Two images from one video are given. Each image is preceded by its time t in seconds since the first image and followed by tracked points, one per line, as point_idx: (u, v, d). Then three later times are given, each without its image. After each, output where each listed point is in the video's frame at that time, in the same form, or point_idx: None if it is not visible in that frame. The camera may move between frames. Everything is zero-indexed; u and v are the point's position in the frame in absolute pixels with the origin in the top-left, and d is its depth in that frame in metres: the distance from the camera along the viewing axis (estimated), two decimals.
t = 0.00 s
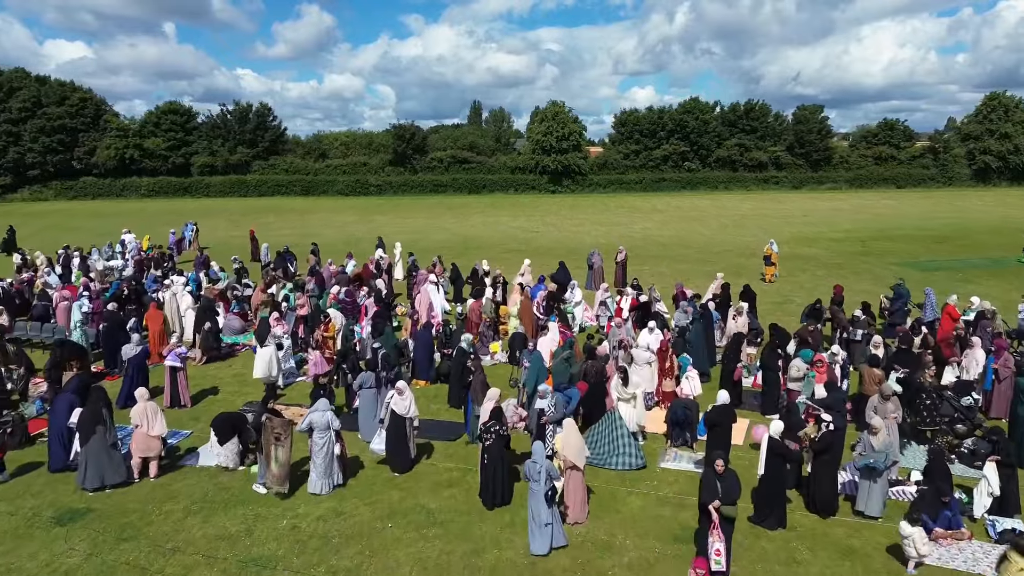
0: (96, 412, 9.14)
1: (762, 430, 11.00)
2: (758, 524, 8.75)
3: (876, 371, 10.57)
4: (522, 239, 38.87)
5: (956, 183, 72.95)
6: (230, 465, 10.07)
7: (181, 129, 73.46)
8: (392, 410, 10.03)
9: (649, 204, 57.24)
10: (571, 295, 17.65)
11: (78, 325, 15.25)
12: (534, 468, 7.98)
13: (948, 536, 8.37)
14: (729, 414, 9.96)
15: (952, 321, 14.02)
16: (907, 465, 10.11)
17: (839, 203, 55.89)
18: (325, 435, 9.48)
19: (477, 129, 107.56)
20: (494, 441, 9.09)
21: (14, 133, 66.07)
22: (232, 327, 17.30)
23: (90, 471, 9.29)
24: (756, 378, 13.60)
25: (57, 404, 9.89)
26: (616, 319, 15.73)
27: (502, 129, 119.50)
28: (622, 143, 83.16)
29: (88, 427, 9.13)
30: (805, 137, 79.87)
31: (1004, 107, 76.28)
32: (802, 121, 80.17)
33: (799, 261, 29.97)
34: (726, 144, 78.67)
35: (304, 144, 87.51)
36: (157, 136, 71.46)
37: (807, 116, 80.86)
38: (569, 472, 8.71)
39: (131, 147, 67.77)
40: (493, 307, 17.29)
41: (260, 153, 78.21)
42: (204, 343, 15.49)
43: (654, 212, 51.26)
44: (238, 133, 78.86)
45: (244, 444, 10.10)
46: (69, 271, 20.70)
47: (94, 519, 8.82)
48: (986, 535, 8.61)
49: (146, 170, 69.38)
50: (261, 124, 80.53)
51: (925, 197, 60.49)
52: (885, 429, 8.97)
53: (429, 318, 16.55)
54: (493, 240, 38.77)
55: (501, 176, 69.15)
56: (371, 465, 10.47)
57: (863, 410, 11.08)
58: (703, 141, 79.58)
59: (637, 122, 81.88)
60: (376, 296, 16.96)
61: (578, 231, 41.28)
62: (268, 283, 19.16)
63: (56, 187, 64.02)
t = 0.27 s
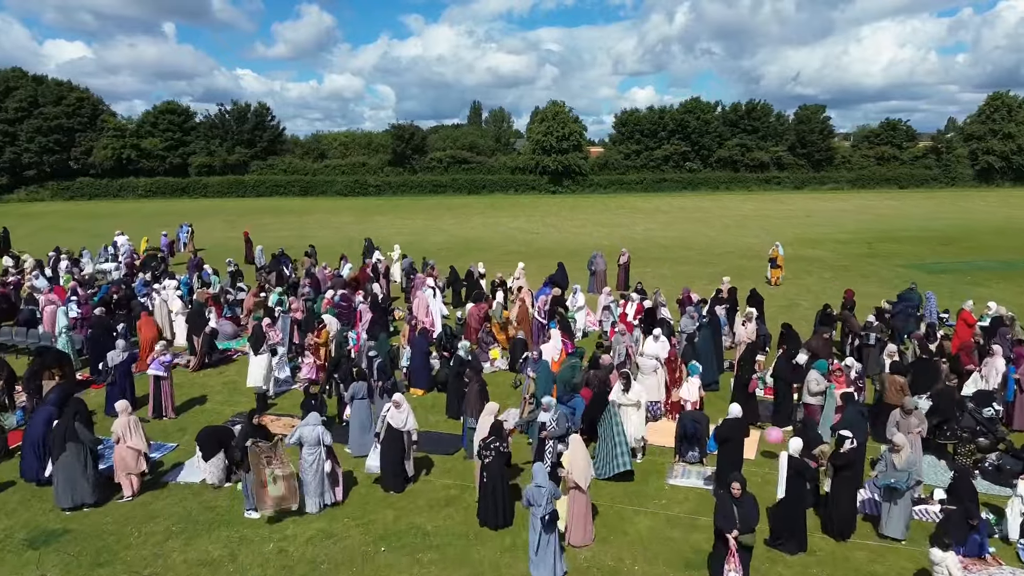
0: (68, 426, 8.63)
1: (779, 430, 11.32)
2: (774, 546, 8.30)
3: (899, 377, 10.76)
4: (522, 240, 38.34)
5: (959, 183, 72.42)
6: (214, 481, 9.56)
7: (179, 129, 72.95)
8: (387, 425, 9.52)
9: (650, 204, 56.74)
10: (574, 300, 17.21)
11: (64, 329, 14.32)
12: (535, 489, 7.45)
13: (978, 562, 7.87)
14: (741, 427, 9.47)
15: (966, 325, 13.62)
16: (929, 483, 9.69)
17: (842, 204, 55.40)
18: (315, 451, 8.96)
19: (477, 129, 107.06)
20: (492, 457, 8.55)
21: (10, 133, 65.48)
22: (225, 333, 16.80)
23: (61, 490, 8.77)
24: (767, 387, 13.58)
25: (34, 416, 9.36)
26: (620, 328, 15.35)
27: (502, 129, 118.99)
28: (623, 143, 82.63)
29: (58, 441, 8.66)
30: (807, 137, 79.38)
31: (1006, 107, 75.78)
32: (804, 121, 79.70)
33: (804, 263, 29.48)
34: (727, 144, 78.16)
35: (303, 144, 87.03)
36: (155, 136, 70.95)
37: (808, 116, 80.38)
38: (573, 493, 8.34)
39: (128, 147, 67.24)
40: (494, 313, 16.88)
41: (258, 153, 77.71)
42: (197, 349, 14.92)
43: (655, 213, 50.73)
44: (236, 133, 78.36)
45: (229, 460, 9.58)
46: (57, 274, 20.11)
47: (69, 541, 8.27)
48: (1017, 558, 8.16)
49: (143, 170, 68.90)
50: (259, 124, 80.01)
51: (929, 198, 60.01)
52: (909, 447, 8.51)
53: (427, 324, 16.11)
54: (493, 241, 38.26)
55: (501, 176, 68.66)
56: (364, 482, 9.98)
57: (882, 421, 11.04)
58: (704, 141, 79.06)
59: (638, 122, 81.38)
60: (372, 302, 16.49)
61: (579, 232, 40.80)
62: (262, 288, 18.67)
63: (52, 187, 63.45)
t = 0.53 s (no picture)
0: (55, 436, 8.26)
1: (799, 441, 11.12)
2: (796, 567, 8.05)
3: (926, 387, 10.48)
4: (528, 241, 37.92)
5: (969, 184, 71.60)
6: (209, 494, 9.21)
7: (184, 129, 72.86)
8: (391, 437, 9.18)
9: (657, 205, 56.26)
10: (582, 304, 16.88)
11: (60, 333, 13.85)
12: (542, 510, 7.34)
13: None
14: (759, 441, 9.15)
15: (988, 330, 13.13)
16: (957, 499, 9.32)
17: (851, 204, 54.79)
18: (313, 464, 8.61)
19: (482, 129, 106.70)
20: (499, 474, 8.19)
21: (15, 133, 65.38)
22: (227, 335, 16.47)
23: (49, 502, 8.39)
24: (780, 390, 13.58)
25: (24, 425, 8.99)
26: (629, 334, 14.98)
27: (507, 129, 118.61)
28: (629, 143, 82.09)
29: (45, 451, 8.28)
30: (814, 137, 78.72)
31: (1017, 106, 74.95)
32: (812, 121, 79.05)
33: (814, 265, 29.00)
34: (734, 144, 77.57)
35: (308, 144, 86.86)
36: (160, 136, 70.85)
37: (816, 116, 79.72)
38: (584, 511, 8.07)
39: (133, 147, 67.14)
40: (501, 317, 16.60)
41: (263, 153, 77.57)
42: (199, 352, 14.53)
43: (663, 213, 50.23)
44: (241, 133, 78.22)
45: (225, 472, 9.22)
46: (55, 276, 19.76)
47: (57, 558, 7.89)
48: None
49: (147, 170, 68.81)
50: (264, 124, 79.85)
51: (938, 198, 59.32)
52: (937, 464, 8.09)
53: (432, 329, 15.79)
54: (499, 242, 37.89)
55: (507, 176, 68.28)
56: (365, 496, 9.62)
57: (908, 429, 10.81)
58: (711, 141, 78.46)
59: (645, 122, 80.85)
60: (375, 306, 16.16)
61: (585, 233, 40.37)
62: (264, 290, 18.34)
63: (57, 187, 63.34)
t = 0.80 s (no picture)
0: (67, 443, 8.07)
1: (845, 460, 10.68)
2: None
3: (982, 399, 10.02)
4: (552, 242, 37.38)
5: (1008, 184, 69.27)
6: (223, 506, 8.95)
7: (212, 130, 73.74)
8: (412, 449, 8.83)
9: (684, 205, 55.33)
10: (609, 307, 16.38)
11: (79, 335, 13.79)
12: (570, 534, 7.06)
13: None
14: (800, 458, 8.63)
15: None
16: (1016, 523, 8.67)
17: (885, 205, 53.29)
18: (329, 477, 8.28)
19: (507, 130, 106.38)
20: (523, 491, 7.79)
21: (48, 134, 66.62)
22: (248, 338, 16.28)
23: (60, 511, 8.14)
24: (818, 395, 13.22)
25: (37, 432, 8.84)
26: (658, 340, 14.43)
27: (532, 129, 118.11)
28: (655, 142, 81.08)
29: (56, 458, 8.09)
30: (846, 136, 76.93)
31: None
32: (843, 120, 77.26)
33: (848, 268, 28.06)
34: (763, 143, 76.17)
35: (334, 145, 87.38)
36: (188, 137, 71.79)
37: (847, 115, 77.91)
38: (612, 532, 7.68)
39: (162, 148, 68.09)
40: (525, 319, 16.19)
41: (289, 153, 78.21)
42: (218, 357, 14.35)
43: (689, 214, 49.31)
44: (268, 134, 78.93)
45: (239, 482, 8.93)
46: (80, 276, 19.80)
47: (65, 570, 7.64)
48: None
49: (176, 171, 69.78)
50: (291, 124, 80.48)
51: (976, 199, 57.45)
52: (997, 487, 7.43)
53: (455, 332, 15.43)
54: (523, 243, 37.47)
55: (531, 177, 67.86)
56: (382, 509, 9.26)
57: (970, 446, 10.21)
58: (739, 141, 77.11)
59: (671, 121, 79.77)
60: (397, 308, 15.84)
61: (611, 234, 39.76)
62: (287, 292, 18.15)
63: (88, 188, 64.36)
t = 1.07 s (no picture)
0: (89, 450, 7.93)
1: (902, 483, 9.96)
2: None
3: None
4: (583, 243, 36.79)
5: None
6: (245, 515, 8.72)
7: (246, 131, 74.73)
8: (437, 460, 8.47)
9: (718, 205, 54.18)
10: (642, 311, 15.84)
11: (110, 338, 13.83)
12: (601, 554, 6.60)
13: None
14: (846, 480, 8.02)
15: None
16: None
17: (929, 206, 51.42)
18: (352, 489, 7.96)
19: (538, 130, 105.85)
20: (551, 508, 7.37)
21: (89, 135, 68.08)
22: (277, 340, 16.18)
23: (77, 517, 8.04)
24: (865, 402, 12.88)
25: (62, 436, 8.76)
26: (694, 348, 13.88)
27: (564, 129, 117.28)
28: (689, 142, 79.75)
29: (78, 465, 7.95)
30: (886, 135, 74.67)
31: None
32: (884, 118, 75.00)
33: (892, 272, 26.93)
34: (800, 143, 74.37)
35: (366, 146, 87.93)
36: (224, 138, 72.88)
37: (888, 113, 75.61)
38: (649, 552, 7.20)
39: (199, 149, 69.29)
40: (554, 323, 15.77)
41: (322, 154, 78.91)
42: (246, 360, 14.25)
43: (724, 215, 48.18)
44: (301, 135, 79.73)
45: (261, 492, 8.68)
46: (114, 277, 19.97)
47: None
48: None
49: (212, 172, 70.90)
50: (324, 125, 81.19)
51: None
52: None
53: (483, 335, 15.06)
54: (554, 244, 36.95)
55: (562, 177, 67.30)
56: (406, 521, 8.93)
57: None
58: (776, 140, 75.38)
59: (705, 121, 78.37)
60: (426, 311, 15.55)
61: (643, 235, 39.00)
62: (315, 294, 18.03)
63: (128, 188, 65.76)
